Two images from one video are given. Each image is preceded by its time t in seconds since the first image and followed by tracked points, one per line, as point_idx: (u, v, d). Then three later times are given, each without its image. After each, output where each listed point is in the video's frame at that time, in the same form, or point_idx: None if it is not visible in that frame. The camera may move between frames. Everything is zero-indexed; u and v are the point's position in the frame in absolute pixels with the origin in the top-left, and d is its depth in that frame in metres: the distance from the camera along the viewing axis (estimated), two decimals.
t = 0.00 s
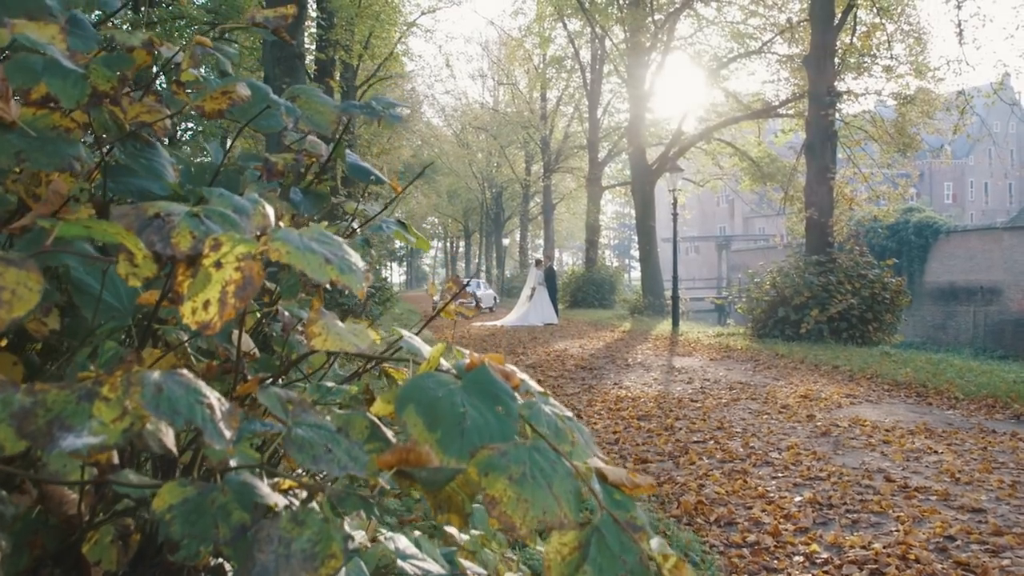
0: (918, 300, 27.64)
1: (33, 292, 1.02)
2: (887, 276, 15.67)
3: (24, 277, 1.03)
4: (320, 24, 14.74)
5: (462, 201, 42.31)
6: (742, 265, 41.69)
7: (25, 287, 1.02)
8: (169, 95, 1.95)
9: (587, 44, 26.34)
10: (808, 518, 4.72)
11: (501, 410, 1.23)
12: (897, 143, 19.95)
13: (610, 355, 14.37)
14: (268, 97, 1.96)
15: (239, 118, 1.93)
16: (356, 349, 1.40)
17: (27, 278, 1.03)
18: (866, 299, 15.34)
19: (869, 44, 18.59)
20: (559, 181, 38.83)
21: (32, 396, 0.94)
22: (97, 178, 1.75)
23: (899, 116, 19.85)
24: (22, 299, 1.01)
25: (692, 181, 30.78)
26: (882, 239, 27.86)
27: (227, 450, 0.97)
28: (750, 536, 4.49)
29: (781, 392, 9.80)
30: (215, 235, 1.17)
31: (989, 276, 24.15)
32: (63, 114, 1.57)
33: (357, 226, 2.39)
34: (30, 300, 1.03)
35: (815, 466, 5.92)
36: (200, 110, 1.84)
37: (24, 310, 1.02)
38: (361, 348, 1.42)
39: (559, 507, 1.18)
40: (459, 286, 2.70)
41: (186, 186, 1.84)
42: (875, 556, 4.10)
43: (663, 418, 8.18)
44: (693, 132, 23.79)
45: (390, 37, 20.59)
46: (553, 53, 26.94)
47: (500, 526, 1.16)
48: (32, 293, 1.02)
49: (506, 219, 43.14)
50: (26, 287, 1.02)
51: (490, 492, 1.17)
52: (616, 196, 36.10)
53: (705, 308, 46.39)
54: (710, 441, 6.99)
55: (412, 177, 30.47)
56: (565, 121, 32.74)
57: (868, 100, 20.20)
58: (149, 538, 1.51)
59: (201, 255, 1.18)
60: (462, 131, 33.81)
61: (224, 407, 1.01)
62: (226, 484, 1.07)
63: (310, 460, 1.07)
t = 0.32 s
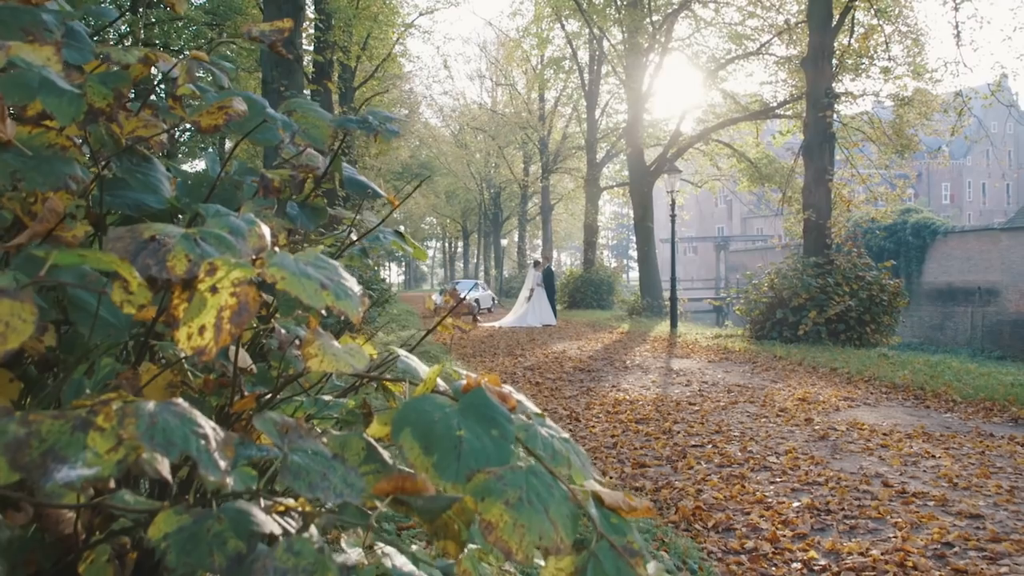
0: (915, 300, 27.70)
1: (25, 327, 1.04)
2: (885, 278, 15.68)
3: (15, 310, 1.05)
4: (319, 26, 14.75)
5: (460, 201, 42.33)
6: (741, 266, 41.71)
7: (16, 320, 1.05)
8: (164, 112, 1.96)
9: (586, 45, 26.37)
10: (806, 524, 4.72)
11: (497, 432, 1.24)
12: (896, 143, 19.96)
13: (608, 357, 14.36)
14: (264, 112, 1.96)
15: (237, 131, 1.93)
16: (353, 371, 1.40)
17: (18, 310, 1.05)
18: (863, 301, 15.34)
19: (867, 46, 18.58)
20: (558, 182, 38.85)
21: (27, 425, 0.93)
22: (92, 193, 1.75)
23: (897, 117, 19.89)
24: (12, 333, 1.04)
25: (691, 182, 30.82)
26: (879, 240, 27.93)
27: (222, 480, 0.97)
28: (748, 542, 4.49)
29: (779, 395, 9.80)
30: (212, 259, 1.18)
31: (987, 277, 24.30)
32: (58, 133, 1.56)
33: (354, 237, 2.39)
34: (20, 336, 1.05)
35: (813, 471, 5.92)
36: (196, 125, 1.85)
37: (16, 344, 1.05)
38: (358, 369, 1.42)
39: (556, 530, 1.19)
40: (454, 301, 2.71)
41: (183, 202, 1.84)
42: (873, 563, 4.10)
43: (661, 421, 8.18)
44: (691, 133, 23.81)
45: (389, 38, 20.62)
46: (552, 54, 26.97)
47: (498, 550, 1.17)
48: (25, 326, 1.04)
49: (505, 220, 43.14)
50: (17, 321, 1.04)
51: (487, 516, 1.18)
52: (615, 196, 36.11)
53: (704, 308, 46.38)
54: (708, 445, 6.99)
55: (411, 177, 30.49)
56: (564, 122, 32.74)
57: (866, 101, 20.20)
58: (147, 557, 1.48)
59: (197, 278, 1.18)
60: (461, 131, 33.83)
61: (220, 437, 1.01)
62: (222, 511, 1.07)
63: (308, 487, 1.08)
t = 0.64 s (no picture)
0: (913, 301, 27.74)
1: (18, 357, 1.06)
2: (882, 278, 15.70)
3: (11, 339, 1.07)
4: (316, 27, 14.74)
5: (457, 201, 42.33)
6: (739, 266, 41.70)
7: (12, 350, 1.06)
8: (160, 126, 1.96)
9: (583, 45, 26.34)
10: (804, 530, 4.71)
11: (492, 453, 1.24)
12: (894, 145, 20.16)
13: (606, 358, 14.36)
14: (261, 124, 1.95)
15: (232, 143, 1.92)
16: (349, 390, 1.38)
17: (13, 340, 1.07)
18: (861, 302, 15.33)
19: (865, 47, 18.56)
20: (555, 182, 38.84)
21: (22, 454, 0.92)
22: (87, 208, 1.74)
23: (894, 118, 19.97)
24: (8, 361, 1.06)
25: (688, 183, 30.79)
26: (877, 240, 28.00)
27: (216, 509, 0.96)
28: (746, 548, 4.49)
29: (776, 397, 9.79)
30: (206, 280, 1.17)
31: (984, 277, 24.32)
32: (53, 151, 1.55)
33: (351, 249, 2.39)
34: (17, 364, 1.07)
35: (811, 475, 5.92)
36: (191, 139, 1.84)
37: (13, 369, 1.07)
38: (353, 388, 1.40)
39: (552, 555, 1.18)
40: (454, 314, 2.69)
41: (179, 217, 1.83)
42: (871, 569, 4.10)
43: (659, 425, 8.18)
44: (688, 133, 23.81)
45: (386, 39, 20.62)
46: (549, 54, 26.99)
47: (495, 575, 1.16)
48: (16, 357, 1.07)
49: (502, 220, 43.12)
50: (12, 350, 1.06)
51: (485, 539, 1.17)
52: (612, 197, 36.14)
53: (701, 309, 46.39)
54: (706, 449, 6.99)
55: (408, 178, 30.48)
56: (561, 122, 32.70)
57: (864, 102, 20.22)
58: None
59: (192, 300, 1.18)
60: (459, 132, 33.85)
61: (213, 466, 1.00)
62: (217, 537, 1.06)
63: (303, 513, 1.07)
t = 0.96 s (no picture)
0: (910, 301, 27.74)
1: (13, 388, 1.10)
2: (880, 279, 15.73)
3: (7, 371, 1.11)
4: (313, 28, 14.75)
5: (455, 202, 42.32)
6: (737, 266, 41.70)
7: (7, 380, 1.10)
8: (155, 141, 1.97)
9: (580, 46, 26.34)
10: (801, 535, 4.72)
11: (491, 474, 1.23)
12: (890, 145, 20.12)
13: (604, 360, 14.37)
14: (258, 138, 1.95)
15: (228, 158, 1.93)
16: (347, 411, 1.38)
17: (8, 371, 1.11)
18: (858, 303, 15.35)
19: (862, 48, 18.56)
20: (553, 183, 38.84)
21: (16, 486, 0.91)
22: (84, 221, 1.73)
23: (891, 118, 19.94)
24: (3, 392, 1.09)
25: (686, 184, 30.80)
26: (874, 240, 28.06)
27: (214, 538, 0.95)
28: (744, 554, 4.50)
29: (773, 399, 9.81)
30: (202, 304, 1.19)
31: (981, 277, 24.29)
32: (48, 167, 1.54)
33: (349, 260, 2.37)
34: (12, 393, 1.11)
35: (808, 480, 5.92)
36: (187, 153, 1.84)
37: (9, 399, 1.11)
38: (351, 408, 1.40)
39: None
40: (453, 327, 2.67)
41: (176, 233, 1.83)
42: None
43: (656, 427, 8.19)
44: (685, 134, 23.83)
45: (383, 40, 20.64)
46: (546, 54, 26.98)
47: None
48: (12, 388, 1.10)
49: (500, 220, 43.12)
50: (7, 383, 1.10)
51: (483, 564, 1.17)
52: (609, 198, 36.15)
53: (699, 309, 46.40)
54: (704, 452, 7.00)
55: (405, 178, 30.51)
56: (559, 122, 32.70)
57: (861, 103, 20.21)
58: None
59: (189, 323, 1.18)
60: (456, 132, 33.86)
61: (209, 493, 1.00)
62: (214, 565, 1.07)
63: (301, 541, 1.08)
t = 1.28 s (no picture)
0: (908, 301, 27.77)
1: (10, 422, 1.14)
2: (877, 281, 15.74)
3: (2, 406, 1.15)
4: (309, 28, 14.69)
5: (452, 202, 42.28)
6: (734, 267, 41.67)
7: (4, 415, 1.14)
8: (152, 155, 1.96)
9: (577, 46, 26.28)
10: (800, 541, 4.71)
11: (490, 498, 1.23)
12: (887, 145, 20.05)
13: (601, 362, 14.35)
14: (254, 153, 1.94)
15: (226, 173, 1.93)
16: (345, 433, 1.38)
17: (4, 407, 1.15)
18: (856, 304, 15.35)
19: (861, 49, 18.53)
20: (550, 183, 38.79)
21: (11, 523, 0.92)
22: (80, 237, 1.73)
23: (888, 119, 19.90)
24: None
25: (683, 184, 30.79)
26: (872, 240, 28.08)
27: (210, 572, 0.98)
28: (742, 561, 4.50)
29: (772, 402, 9.81)
30: (200, 329, 1.19)
31: (978, 277, 24.33)
32: (45, 188, 1.54)
33: (346, 273, 2.36)
34: (8, 425, 1.14)
35: (806, 484, 5.93)
36: (184, 169, 1.83)
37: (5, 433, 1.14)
38: (349, 430, 1.39)
39: None
40: (450, 342, 2.66)
41: (173, 252, 1.83)
42: None
43: (654, 431, 8.18)
44: (683, 135, 23.77)
45: (380, 40, 20.56)
46: (543, 55, 26.93)
47: None
48: (8, 421, 1.14)
49: (497, 221, 43.09)
50: (3, 417, 1.14)
51: None
52: (607, 198, 36.10)
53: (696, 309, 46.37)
54: (702, 456, 7.00)
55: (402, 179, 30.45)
56: (556, 123, 32.64)
57: (858, 103, 20.19)
58: None
59: (186, 347, 1.18)
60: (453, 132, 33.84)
61: (206, 527, 1.02)
62: None
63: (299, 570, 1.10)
